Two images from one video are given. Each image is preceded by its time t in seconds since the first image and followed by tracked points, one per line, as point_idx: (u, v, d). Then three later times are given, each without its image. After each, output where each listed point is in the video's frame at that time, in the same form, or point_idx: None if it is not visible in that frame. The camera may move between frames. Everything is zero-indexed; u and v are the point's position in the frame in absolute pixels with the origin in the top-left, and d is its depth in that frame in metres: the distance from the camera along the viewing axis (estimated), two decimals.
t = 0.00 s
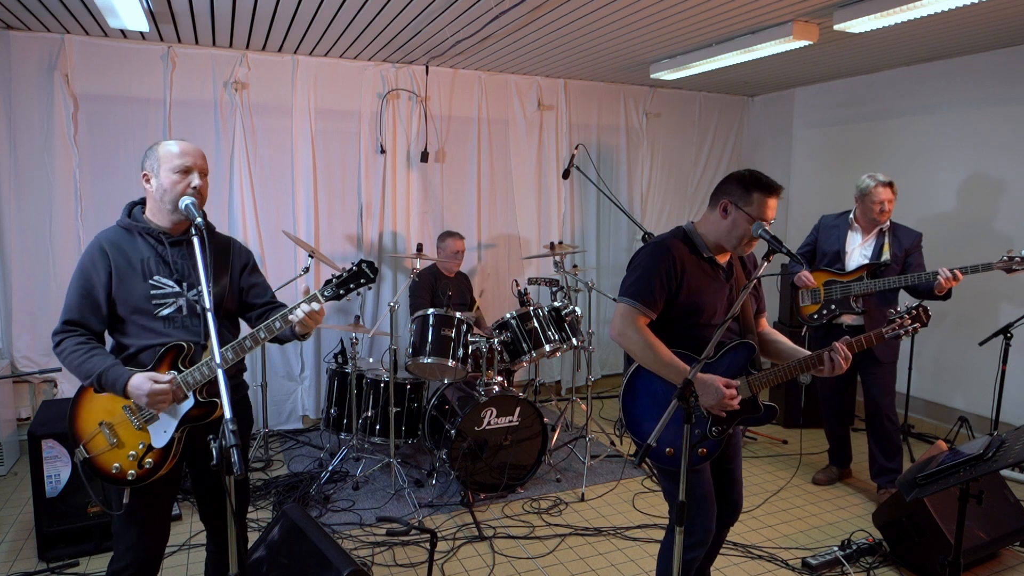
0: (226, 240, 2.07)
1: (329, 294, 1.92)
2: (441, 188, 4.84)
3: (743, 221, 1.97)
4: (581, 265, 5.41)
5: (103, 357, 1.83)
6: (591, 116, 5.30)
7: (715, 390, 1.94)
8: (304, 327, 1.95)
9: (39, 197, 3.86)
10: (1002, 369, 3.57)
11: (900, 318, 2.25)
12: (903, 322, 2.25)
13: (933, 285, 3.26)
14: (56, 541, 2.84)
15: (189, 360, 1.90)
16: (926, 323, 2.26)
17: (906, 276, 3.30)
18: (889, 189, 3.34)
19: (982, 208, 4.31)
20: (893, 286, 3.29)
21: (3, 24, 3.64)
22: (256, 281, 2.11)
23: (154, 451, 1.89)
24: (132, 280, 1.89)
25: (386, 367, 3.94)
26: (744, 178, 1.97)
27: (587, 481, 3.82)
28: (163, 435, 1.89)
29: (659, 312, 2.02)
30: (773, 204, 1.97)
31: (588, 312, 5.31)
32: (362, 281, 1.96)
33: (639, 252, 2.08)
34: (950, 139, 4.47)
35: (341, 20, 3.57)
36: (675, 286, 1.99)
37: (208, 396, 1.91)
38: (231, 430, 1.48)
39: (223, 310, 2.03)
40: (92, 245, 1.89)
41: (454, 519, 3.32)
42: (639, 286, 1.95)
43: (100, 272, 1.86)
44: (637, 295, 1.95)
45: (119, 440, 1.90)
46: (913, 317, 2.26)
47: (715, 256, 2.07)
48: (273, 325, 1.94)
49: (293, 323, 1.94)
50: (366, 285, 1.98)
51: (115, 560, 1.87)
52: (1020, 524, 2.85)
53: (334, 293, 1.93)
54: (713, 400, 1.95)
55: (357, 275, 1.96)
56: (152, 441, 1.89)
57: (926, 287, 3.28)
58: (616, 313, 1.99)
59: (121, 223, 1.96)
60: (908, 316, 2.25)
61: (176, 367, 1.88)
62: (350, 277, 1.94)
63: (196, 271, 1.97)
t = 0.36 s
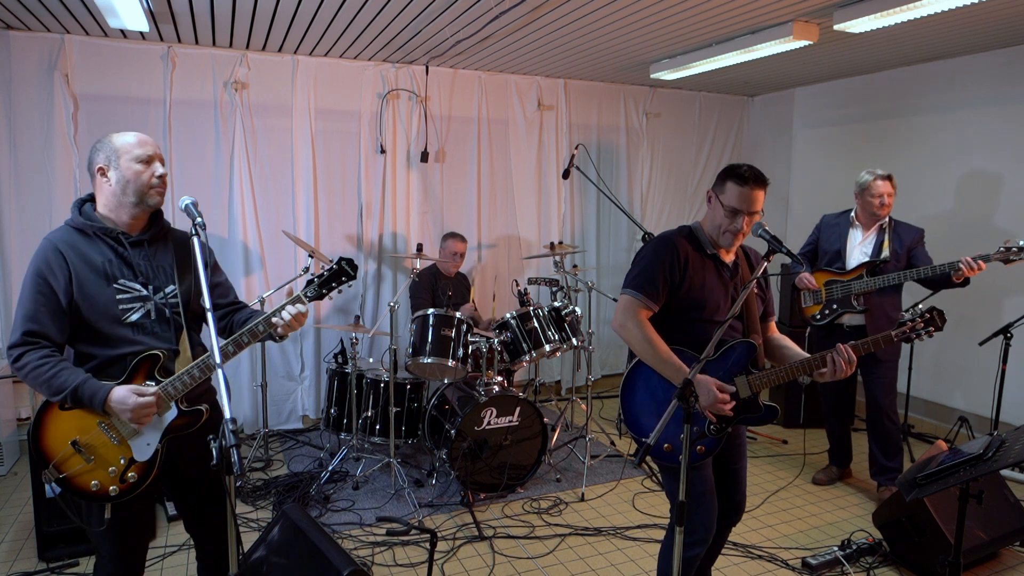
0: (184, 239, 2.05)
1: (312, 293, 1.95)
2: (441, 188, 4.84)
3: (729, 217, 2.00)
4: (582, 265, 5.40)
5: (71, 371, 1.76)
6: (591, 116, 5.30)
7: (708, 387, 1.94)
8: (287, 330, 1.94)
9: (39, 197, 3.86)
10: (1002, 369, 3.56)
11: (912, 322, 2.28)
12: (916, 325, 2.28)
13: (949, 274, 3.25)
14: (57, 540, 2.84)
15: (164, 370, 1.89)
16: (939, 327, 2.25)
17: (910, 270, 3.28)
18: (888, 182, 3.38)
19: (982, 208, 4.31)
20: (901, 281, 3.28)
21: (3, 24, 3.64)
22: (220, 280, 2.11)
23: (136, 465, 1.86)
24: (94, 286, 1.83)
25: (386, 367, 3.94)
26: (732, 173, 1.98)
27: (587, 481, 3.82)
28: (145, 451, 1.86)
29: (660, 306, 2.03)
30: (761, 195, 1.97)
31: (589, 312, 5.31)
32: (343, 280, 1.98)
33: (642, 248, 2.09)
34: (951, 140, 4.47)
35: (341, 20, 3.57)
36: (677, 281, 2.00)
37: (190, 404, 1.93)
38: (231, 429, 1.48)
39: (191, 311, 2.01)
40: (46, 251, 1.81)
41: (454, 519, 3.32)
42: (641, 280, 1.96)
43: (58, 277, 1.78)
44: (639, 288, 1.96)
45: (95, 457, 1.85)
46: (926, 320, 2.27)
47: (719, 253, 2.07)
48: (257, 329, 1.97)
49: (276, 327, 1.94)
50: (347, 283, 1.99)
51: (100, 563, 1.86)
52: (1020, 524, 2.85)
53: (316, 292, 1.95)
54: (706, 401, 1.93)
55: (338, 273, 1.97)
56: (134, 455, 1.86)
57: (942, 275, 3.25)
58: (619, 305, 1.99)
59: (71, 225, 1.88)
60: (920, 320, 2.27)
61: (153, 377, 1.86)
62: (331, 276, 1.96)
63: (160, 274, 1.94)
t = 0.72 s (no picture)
0: (164, 244, 2.04)
1: (308, 302, 1.96)
2: (441, 188, 4.84)
3: (736, 214, 1.98)
4: (581, 265, 5.40)
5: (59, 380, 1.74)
6: (591, 116, 5.30)
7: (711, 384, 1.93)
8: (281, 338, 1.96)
9: (39, 197, 3.86)
10: (1002, 369, 3.56)
11: (912, 317, 2.25)
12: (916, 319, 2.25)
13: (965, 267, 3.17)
14: (57, 540, 2.84)
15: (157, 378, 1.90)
16: (940, 321, 2.24)
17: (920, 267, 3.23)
18: (894, 181, 3.39)
19: (982, 209, 4.31)
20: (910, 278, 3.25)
21: (3, 24, 3.64)
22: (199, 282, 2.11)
23: (127, 473, 1.85)
24: (81, 297, 1.80)
25: (386, 367, 3.94)
26: (734, 172, 1.98)
27: (587, 481, 3.82)
28: (137, 459, 1.86)
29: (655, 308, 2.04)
30: (765, 194, 1.97)
31: (589, 312, 5.31)
32: (335, 290, 1.96)
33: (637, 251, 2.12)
34: (951, 140, 4.47)
35: (341, 20, 3.57)
36: (671, 282, 2.01)
37: (187, 413, 1.94)
38: (231, 429, 1.49)
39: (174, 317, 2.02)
40: (29, 261, 1.76)
41: (454, 519, 3.32)
42: (635, 282, 1.99)
43: (44, 289, 1.74)
44: (632, 291, 1.98)
45: (84, 466, 1.84)
46: (926, 315, 2.25)
47: (715, 253, 2.07)
48: (253, 337, 1.97)
49: (273, 335, 1.96)
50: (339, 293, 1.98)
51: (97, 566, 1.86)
52: (1020, 524, 2.85)
53: (312, 301, 1.96)
54: (709, 395, 1.93)
55: (331, 284, 1.95)
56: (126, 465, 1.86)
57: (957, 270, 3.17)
58: (614, 308, 2.01)
59: (48, 232, 1.84)
60: (919, 315, 2.24)
61: (144, 385, 1.87)
62: (325, 286, 1.94)
63: (145, 282, 1.93)
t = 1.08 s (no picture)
0: (184, 244, 2.05)
1: (317, 303, 1.96)
2: (441, 188, 4.84)
3: (742, 205, 1.96)
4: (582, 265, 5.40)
5: (73, 373, 1.75)
6: (591, 115, 5.30)
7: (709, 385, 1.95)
8: (289, 340, 1.95)
9: (39, 197, 3.87)
10: (1003, 369, 3.56)
11: (914, 312, 2.17)
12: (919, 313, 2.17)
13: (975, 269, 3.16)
14: (57, 540, 2.84)
15: (168, 372, 1.88)
16: (943, 315, 2.16)
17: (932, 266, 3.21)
18: (906, 182, 3.34)
19: (982, 209, 4.30)
20: (921, 277, 3.24)
21: (3, 24, 3.64)
22: (219, 285, 2.10)
23: (132, 466, 1.84)
24: (96, 292, 1.82)
25: (386, 367, 3.94)
26: (737, 164, 1.96)
27: (587, 481, 3.82)
28: (143, 452, 1.85)
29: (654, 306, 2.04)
30: (766, 185, 1.96)
31: (589, 312, 5.31)
32: (348, 292, 2.00)
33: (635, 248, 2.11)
34: (951, 140, 4.47)
35: (341, 20, 3.57)
36: (669, 281, 2.01)
37: (191, 408, 1.91)
38: (232, 429, 1.48)
39: (189, 316, 2.00)
40: (46, 257, 1.80)
41: (454, 519, 3.32)
42: (633, 282, 1.98)
43: (60, 283, 1.77)
44: (630, 291, 1.97)
45: (92, 456, 1.84)
46: (929, 309, 2.17)
47: (714, 248, 2.06)
48: (260, 335, 1.96)
49: (280, 336, 1.94)
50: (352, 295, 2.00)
51: (102, 563, 1.87)
52: (1020, 524, 2.85)
53: (321, 302, 1.96)
54: (707, 396, 1.96)
55: (344, 285, 1.99)
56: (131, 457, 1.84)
57: (967, 270, 3.16)
58: (612, 308, 2.01)
59: (70, 230, 1.87)
60: (921, 309, 2.16)
61: (154, 380, 1.86)
62: (337, 287, 1.97)
63: (162, 279, 1.94)
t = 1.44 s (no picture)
0: (232, 239, 2.09)
1: (327, 293, 1.94)
2: (441, 188, 4.84)
3: (739, 216, 1.96)
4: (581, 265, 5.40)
5: (104, 353, 1.89)
6: (591, 115, 5.30)
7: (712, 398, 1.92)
8: (296, 329, 1.93)
9: (40, 197, 3.86)
10: (1002, 369, 3.56)
11: (913, 299, 2.17)
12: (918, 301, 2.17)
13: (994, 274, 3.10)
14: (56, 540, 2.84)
15: (190, 357, 1.92)
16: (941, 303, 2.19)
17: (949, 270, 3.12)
18: (922, 184, 3.31)
19: (982, 209, 4.31)
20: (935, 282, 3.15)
21: (2, 24, 3.64)
22: (255, 281, 2.10)
23: (150, 446, 1.89)
24: (135, 285, 1.92)
25: (386, 367, 3.94)
26: (733, 173, 1.97)
27: (587, 481, 3.82)
28: (161, 429, 1.90)
29: (652, 322, 2.04)
30: (762, 195, 1.97)
31: (589, 312, 5.31)
32: (357, 283, 1.97)
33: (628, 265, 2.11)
34: (950, 139, 4.47)
35: (341, 20, 3.57)
36: (664, 296, 2.01)
37: (207, 393, 1.93)
38: (232, 429, 1.48)
39: (226, 312, 2.06)
40: (99, 249, 1.93)
41: (454, 519, 3.32)
42: (626, 302, 1.98)
43: (104, 277, 1.90)
44: (624, 309, 1.98)
45: (120, 434, 1.95)
46: (926, 297, 2.18)
47: (707, 259, 2.07)
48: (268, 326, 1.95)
49: (284, 326, 1.93)
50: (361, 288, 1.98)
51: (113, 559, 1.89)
52: (1020, 524, 2.85)
53: (330, 293, 1.94)
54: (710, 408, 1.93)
55: (354, 277, 1.97)
56: (150, 437, 1.91)
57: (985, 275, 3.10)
58: (607, 326, 2.02)
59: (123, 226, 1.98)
60: (919, 297, 2.16)
61: (175, 366, 1.89)
62: (346, 278, 1.95)
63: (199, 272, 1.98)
